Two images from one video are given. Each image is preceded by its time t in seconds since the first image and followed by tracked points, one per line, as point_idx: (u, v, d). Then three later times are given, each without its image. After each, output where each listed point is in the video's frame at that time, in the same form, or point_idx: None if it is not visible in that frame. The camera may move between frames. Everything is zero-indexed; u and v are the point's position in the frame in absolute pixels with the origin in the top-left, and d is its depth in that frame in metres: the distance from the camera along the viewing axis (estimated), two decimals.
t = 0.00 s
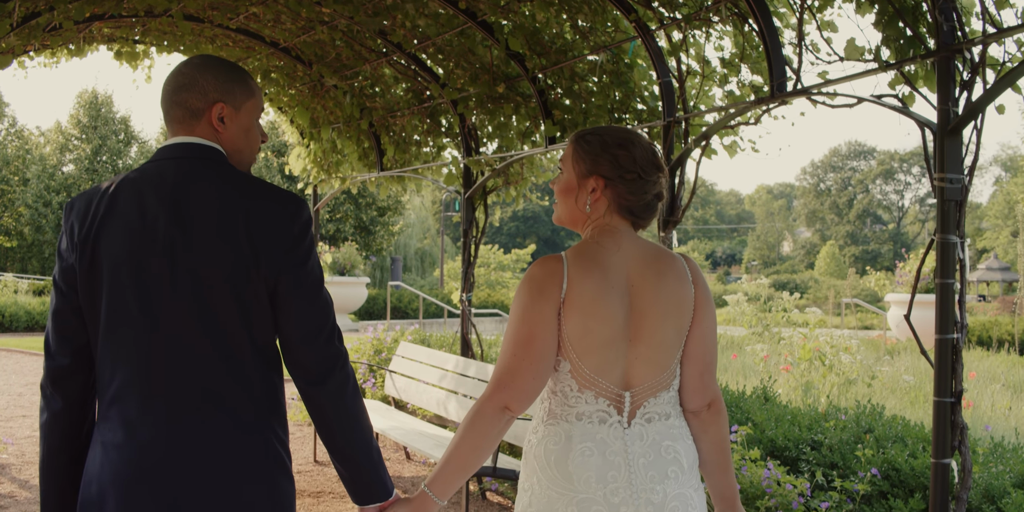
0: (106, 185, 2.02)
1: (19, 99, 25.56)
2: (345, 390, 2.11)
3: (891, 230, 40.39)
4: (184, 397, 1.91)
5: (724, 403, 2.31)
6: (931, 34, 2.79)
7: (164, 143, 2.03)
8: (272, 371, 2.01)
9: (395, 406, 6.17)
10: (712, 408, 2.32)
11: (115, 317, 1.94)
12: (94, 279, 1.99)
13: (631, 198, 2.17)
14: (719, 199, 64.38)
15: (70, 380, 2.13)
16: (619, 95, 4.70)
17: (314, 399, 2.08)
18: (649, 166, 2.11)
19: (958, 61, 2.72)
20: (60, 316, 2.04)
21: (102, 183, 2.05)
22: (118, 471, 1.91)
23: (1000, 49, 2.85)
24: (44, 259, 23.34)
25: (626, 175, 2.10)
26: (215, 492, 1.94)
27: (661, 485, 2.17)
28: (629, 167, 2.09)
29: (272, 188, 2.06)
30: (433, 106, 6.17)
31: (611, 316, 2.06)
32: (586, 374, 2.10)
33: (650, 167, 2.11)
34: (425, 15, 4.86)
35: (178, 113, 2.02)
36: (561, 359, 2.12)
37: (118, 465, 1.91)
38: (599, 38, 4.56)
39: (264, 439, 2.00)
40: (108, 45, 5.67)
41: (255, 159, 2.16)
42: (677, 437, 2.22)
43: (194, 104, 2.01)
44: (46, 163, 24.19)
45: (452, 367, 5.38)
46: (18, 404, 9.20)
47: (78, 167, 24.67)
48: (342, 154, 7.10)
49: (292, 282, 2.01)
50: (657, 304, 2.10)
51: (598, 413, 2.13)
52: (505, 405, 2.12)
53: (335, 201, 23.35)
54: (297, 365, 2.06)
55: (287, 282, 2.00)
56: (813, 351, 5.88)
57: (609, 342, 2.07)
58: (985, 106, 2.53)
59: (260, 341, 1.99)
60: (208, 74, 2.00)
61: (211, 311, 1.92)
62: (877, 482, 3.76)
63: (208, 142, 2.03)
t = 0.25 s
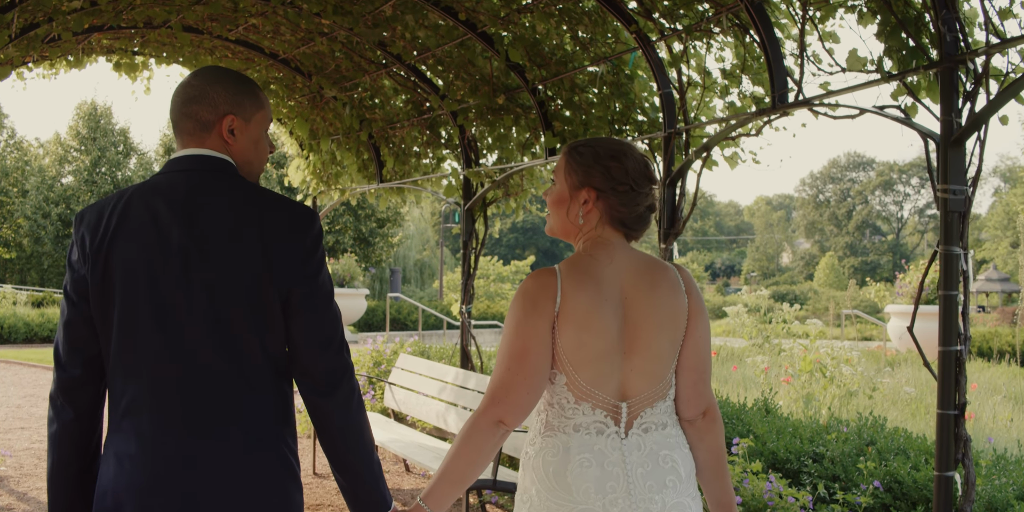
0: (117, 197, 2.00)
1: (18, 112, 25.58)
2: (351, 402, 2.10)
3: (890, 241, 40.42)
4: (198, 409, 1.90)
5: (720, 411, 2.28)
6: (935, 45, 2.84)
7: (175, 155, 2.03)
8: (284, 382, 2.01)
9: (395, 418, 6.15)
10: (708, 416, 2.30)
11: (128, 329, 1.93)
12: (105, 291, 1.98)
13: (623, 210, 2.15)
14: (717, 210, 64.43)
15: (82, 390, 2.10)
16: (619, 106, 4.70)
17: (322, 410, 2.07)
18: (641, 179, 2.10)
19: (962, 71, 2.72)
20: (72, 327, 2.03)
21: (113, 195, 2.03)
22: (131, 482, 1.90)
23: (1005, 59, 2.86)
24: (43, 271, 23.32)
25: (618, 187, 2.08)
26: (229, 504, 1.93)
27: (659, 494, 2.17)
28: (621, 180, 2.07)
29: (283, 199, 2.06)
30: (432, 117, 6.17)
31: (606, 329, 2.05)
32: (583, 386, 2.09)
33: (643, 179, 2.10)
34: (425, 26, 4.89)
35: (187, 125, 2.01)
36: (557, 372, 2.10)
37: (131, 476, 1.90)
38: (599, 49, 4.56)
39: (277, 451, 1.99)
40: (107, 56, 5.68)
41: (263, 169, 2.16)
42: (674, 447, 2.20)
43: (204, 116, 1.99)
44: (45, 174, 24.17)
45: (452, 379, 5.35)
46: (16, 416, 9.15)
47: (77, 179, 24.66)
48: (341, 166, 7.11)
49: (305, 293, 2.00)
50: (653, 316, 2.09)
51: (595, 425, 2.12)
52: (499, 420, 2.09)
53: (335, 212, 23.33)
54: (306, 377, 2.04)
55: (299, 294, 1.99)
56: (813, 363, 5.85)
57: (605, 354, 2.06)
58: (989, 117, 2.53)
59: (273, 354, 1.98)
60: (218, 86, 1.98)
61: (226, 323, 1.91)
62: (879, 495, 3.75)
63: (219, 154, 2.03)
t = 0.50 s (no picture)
0: (127, 204, 1.98)
1: (18, 119, 25.60)
2: (356, 409, 2.10)
3: (888, 248, 40.46)
4: (211, 416, 1.89)
5: (714, 417, 2.28)
6: (937, 50, 2.84)
7: (183, 162, 2.02)
8: (293, 389, 2.01)
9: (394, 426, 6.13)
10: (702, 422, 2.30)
11: (140, 336, 1.90)
12: (116, 298, 1.95)
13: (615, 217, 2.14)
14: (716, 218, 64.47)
15: (92, 399, 2.04)
16: (619, 113, 4.70)
17: (329, 418, 2.06)
18: (633, 186, 2.09)
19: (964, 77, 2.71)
20: (82, 334, 1.97)
21: (122, 201, 2.01)
22: (141, 489, 1.87)
23: (1007, 64, 2.86)
24: (41, 278, 23.22)
25: (609, 196, 2.07)
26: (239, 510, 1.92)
27: (653, 504, 2.15)
28: (612, 188, 2.06)
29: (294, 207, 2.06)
30: (431, 124, 6.17)
31: (598, 337, 2.03)
32: (578, 394, 2.07)
33: (634, 187, 2.09)
34: (424, 33, 4.86)
35: (197, 133, 2.00)
36: (551, 379, 2.08)
37: (142, 484, 1.87)
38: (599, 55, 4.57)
39: (286, 457, 1.99)
40: (105, 64, 5.71)
41: (270, 178, 2.16)
42: (668, 455, 2.19)
43: (213, 125, 2.00)
44: (43, 182, 24.15)
45: (451, 387, 5.33)
46: (14, 423, 9.12)
47: (76, 186, 24.63)
48: (340, 173, 7.11)
49: (315, 299, 2.00)
50: (646, 322, 2.07)
51: (590, 433, 2.10)
52: (492, 428, 2.07)
53: (333, 220, 23.31)
54: (311, 384, 2.04)
55: (310, 299, 2.00)
56: (814, 370, 5.77)
57: (598, 362, 2.05)
58: (991, 123, 2.52)
59: (283, 360, 1.98)
60: (227, 96, 1.98)
61: (238, 330, 1.91)
62: (881, 502, 3.74)
63: (227, 162, 2.03)
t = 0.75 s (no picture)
0: (131, 201, 1.97)
1: (15, 122, 25.52)
2: (359, 408, 2.09)
3: (886, 251, 40.48)
4: (213, 412, 1.87)
5: (708, 418, 2.27)
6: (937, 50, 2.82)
7: (185, 160, 2.00)
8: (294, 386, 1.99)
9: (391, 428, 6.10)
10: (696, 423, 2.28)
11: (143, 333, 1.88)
12: (119, 295, 1.93)
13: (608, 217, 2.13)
14: (714, 221, 64.51)
15: (99, 395, 1.97)
16: (618, 114, 4.68)
17: (329, 416, 2.04)
18: (625, 186, 2.07)
19: (966, 76, 2.70)
20: (86, 331, 1.95)
21: (126, 199, 2.00)
22: (141, 484, 1.84)
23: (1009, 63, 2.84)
24: (39, 281, 23.16)
25: (602, 196, 2.05)
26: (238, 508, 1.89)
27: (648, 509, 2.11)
28: (605, 188, 2.05)
29: (302, 206, 2.06)
30: (428, 126, 6.15)
31: (592, 336, 2.01)
32: (572, 394, 2.05)
33: (627, 187, 2.08)
34: (421, 34, 4.83)
35: (201, 130, 1.99)
36: (547, 380, 2.06)
37: (142, 480, 1.84)
38: (598, 56, 4.55)
39: (286, 455, 1.97)
40: (102, 65, 5.67)
41: (273, 177, 2.15)
42: (663, 458, 2.16)
43: (217, 122, 1.98)
44: (41, 184, 24.09)
45: (449, 389, 5.30)
46: (10, 425, 9.08)
47: (74, 189, 24.57)
48: (338, 176, 7.09)
49: (319, 296, 2.00)
50: (639, 321, 2.05)
51: (585, 436, 2.08)
52: (488, 428, 2.06)
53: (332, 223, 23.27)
54: (312, 382, 2.02)
55: (314, 296, 1.99)
56: (813, 372, 5.76)
57: (592, 361, 2.02)
58: (993, 123, 2.51)
59: (286, 357, 1.97)
60: (231, 93, 1.97)
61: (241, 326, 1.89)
62: (882, 504, 3.72)
63: (230, 159, 2.01)
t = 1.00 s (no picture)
0: (134, 195, 1.96)
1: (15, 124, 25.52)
2: (361, 405, 2.08)
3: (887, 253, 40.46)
4: (211, 408, 1.85)
5: (704, 412, 2.27)
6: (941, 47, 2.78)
7: (189, 156, 2.00)
8: (294, 383, 1.97)
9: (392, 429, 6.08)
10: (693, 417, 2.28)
11: (145, 327, 1.87)
12: (120, 289, 1.91)
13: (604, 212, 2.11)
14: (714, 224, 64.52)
15: (99, 388, 1.97)
16: (619, 114, 4.67)
17: (331, 412, 2.03)
18: (622, 181, 2.06)
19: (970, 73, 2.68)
20: (88, 324, 1.94)
21: (129, 194, 1.98)
22: (138, 479, 1.83)
23: (1013, 60, 2.82)
24: (39, 283, 23.15)
25: (598, 189, 2.05)
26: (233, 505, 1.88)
27: (651, 504, 2.10)
28: (601, 181, 2.04)
29: (301, 201, 2.02)
30: (429, 126, 6.13)
31: (590, 331, 2.00)
32: (573, 389, 2.02)
33: (623, 182, 2.07)
34: (422, 33, 4.82)
35: (205, 126, 1.98)
36: (547, 376, 2.04)
37: (139, 474, 1.83)
38: (599, 55, 4.54)
39: (284, 453, 1.95)
40: (102, 66, 5.66)
41: (278, 174, 2.13)
42: (664, 453, 2.15)
43: (222, 118, 1.98)
44: (42, 186, 24.06)
45: (450, 390, 5.28)
46: (10, 427, 9.06)
47: (74, 191, 24.56)
48: (338, 176, 7.08)
49: (319, 291, 1.98)
50: (637, 316, 2.04)
51: (587, 432, 2.06)
52: (487, 424, 2.04)
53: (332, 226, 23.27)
54: (314, 378, 2.01)
55: (315, 293, 1.97)
56: (815, 373, 5.76)
57: (590, 356, 2.01)
58: (997, 120, 2.51)
59: (287, 354, 1.95)
60: (237, 90, 1.97)
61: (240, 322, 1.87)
62: (885, 504, 3.71)
63: (234, 155, 2.00)
